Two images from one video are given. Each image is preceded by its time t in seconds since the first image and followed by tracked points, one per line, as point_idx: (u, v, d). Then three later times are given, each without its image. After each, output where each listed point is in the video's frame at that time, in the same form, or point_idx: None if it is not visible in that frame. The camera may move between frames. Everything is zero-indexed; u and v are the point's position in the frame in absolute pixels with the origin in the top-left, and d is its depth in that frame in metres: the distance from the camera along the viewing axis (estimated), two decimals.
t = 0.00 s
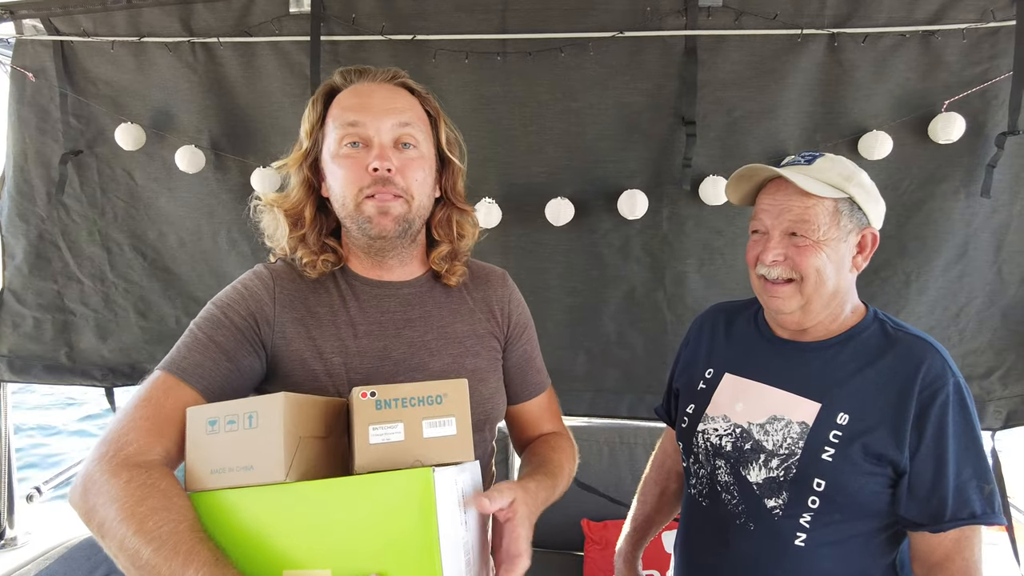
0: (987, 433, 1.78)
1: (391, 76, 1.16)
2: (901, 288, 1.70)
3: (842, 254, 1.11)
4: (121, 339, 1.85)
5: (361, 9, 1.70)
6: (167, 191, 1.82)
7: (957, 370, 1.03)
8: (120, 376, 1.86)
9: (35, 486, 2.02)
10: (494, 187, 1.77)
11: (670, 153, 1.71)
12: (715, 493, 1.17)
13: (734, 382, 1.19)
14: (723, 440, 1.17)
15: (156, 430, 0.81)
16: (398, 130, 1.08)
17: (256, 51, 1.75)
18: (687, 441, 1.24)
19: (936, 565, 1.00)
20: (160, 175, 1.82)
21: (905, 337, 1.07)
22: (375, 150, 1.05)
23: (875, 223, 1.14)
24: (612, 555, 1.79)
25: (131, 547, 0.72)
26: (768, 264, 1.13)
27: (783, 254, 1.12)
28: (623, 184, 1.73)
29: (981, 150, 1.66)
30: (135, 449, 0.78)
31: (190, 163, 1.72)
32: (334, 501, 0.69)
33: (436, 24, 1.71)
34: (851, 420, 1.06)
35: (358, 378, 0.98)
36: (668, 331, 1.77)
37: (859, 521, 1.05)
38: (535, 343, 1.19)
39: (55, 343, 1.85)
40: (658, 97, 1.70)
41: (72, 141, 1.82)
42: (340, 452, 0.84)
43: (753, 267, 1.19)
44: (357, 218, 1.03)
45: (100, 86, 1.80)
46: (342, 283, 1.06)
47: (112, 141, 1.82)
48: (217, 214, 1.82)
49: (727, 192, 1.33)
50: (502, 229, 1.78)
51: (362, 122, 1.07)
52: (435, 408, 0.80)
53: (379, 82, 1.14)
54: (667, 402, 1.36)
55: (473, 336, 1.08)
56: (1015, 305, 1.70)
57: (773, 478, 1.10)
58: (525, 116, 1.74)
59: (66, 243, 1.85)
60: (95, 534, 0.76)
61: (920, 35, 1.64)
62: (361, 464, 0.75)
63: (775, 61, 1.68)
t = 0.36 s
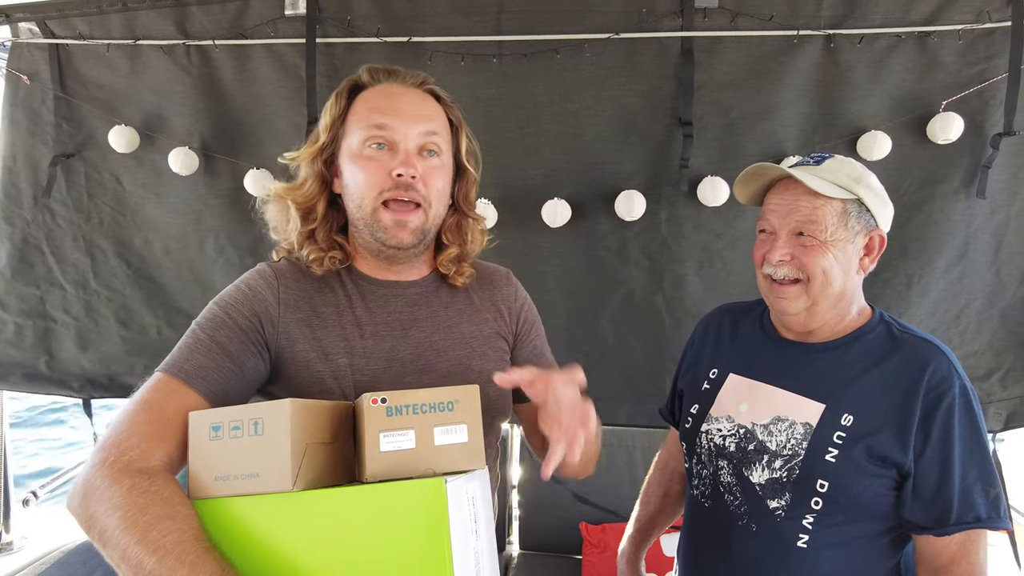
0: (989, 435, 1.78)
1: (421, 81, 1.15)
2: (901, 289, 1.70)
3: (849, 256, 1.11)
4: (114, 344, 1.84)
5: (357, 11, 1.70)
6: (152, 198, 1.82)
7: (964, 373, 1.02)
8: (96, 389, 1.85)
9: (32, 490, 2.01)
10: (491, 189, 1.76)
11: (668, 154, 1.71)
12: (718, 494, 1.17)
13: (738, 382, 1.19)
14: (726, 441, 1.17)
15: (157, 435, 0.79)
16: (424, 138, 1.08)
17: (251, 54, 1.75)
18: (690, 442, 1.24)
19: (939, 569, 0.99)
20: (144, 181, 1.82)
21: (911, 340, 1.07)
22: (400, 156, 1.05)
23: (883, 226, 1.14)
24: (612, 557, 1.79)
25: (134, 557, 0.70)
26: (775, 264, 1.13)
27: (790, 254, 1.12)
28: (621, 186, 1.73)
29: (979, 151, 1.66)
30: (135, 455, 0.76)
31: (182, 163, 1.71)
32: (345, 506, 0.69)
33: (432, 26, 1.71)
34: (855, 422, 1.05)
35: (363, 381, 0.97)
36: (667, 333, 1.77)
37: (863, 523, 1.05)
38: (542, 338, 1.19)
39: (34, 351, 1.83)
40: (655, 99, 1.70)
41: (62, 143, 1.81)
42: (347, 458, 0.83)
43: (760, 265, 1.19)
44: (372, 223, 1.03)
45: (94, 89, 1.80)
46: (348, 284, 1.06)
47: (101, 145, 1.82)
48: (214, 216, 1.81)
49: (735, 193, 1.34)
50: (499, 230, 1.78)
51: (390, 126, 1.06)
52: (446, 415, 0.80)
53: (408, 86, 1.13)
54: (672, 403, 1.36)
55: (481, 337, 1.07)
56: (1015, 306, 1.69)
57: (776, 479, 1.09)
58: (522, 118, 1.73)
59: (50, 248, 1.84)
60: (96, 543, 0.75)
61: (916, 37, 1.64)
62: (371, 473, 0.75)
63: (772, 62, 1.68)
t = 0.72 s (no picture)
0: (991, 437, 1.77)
1: (397, 78, 1.16)
2: (903, 290, 1.69)
3: (849, 257, 1.11)
4: (108, 348, 1.83)
5: (355, 13, 1.70)
6: (139, 202, 1.82)
7: (965, 374, 1.02)
8: (70, 401, 1.83)
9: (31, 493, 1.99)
10: (490, 190, 1.76)
11: (668, 155, 1.71)
12: (716, 493, 1.16)
13: (739, 381, 1.19)
14: (726, 440, 1.16)
15: (159, 433, 0.79)
16: (406, 128, 1.08)
17: (249, 56, 1.74)
18: (690, 441, 1.24)
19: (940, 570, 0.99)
20: (133, 185, 1.81)
21: (912, 340, 1.06)
22: (385, 148, 1.06)
23: (884, 227, 1.14)
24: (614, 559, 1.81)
25: (130, 552, 0.70)
26: (775, 265, 1.13)
27: (790, 255, 1.12)
28: (622, 187, 1.72)
29: (979, 151, 1.65)
30: (136, 452, 0.76)
31: (177, 163, 1.72)
32: (344, 505, 0.68)
33: (430, 28, 1.70)
34: (855, 422, 1.05)
35: (365, 381, 0.97)
36: (667, 334, 1.76)
37: (863, 524, 1.04)
38: (543, 354, 1.19)
39: (11, 358, 1.82)
40: (654, 100, 1.70)
41: (54, 145, 1.81)
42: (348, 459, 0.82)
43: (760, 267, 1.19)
44: (368, 216, 1.03)
45: (91, 91, 1.80)
46: (355, 286, 1.05)
47: (91, 148, 1.81)
48: (211, 219, 1.81)
49: (735, 195, 1.34)
50: (497, 232, 1.77)
51: (372, 123, 1.07)
52: (450, 417, 0.79)
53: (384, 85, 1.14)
54: (672, 402, 1.35)
55: (484, 343, 1.07)
56: (1016, 306, 1.69)
57: (775, 478, 1.09)
58: (521, 119, 1.73)
59: (32, 250, 1.83)
60: (93, 538, 0.75)
61: (916, 37, 1.64)
62: (374, 471, 0.74)
63: (772, 63, 1.67)
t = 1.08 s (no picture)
0: (996, 437, 1.76)
1: (395, 78, 1.15)
2: (907, 289, 1.69)
3: (848, 253, 1.09)
4: (107, 348, 1.82)
5: (356, 11, 1.69)
6: (134, 202, 1.81)
7: (963, 371, 1.01)
8: (55, 406, 1.82)
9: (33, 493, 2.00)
10: (491, 189, 1.75)
11: (670, 153, 1.70)
12: (717, 493, 1.15)
13: (737, 381, 1.18)
14: (726, 440, 1.15)
15: (155, 432, 0.78)
16: (404, 130, 1.07)
17: (249, 55, 1.74)
18: (689, 441, 1.23)
19: (941, 568, 0.98)
20: (127, 185, 1.81)
21: (912, 338, 1.05)
22: (382, 150, 1.05)
23: (882, 225, 1.13)
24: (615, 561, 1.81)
25: (125, 551, 0.70)
26: (774, 259, 1.12)
27: (790, 249, 1.11)
28: (624, 185, 1.72)
29: (984, 150, 1.64)
30: (132, 450, 0.75)
31: (175, 159, 1.71)
32: (335, 506, 0.67)
33: (431, 26, 1.70)
34: (855, 421, 1.04)
35: (360, 379, 0.96)
36: (669, 334, 1.76)
37: (863, 523, 1.03)
38: (540, 354, 1.19)
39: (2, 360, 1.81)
40: (656, 99, 1.69)
41: (50, 144, 1.80)
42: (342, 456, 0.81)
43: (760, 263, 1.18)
44: (365, 218, 1.02)
45: (89, 90, 1.79)
46: (349, 285, 1.04)
47: (88, 147, 1.81)
48: (210, 219, 1.80)
49: (738, 188, 1.34)
50: (498, 232, 1.77)
51: (369, 124, 1.06)
52: (444, 414, 0.79)
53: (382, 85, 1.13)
54: (671, 402, 1.34)
55: (482, 341, 1.06)
56: (1021, 305, 1.68)
57: (775, 478, 1.08)
58: (522, 118, 1.72)
59: (26, 251, 1.83)
60: (88, 538, 0.74)
61: (920, 35, 1.63)
62: (368, 469, 0.73)
63: (775, 61, 1.66)
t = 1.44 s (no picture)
0: (1000, 436, 1.76)
1: (393, 76, 1.15)
2: (912, 288, 1.68)
3: (845, 252, 1.09)
4: (110, 346, 1.82)
5: (358, 8, 1.69)
6: (137, 200, 1.81)
7: (963, 369, 1.01)
8: (63, 402, 1.83)
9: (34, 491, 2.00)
10: (494, 187, 1.75)
11: (674, 151, 1.70)
12: (720, 493, 1.15)
13: (738, 381, 1.17)
14: (727, 440, 1.15)
15: (155, 437, 0.78)
16: (405, 131, 1.07)
17: (251, 52, 1.73)
18: (691, 441, 1.22)
19: (942, 565, 0.98)
20: (132, 181, 1.80)
21: (911, 336, 1.05)
22: (384, 151, 1.04)
23: (880, 224, 1.13)
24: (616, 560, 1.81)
25: (132, 557, 0.69)
26: (772, 258, 1.11)
27: (790, 249, 1.10)
28: (628, 183, 1.71)
29: (989, 148, 1.64)
30: (132, 457, 0.75)
31: (178, 158, 1.71)
32: (338, 502, 0.67)
33: (433, 23, 1.69)
34: (856, 420, 1.04)
35: (358, 377, 0.96)
36: (672, 332, 1.75)
37: (864, 521, 1.03)
38: (533, 348, 1.19)
39: (6, 357, 1.81)
40: (659, 96, 1.69)
41: (53, 142, 1.80)
42: (342, 454, 0.81)
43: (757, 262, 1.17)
44: (365, 218, 1.01)
45: (91, 88, 1.79)
46: (343, 284, 1.04)
47: (91, 145, 1.80)
48: (213, 216, 1.80)
49: (733, 186, 1.33)
50: (500, 230, 1.76)
51: (370, 124, 1.05)
52: (448, 409, 0.78)
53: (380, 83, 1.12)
54: (671, 401, 1.34)
55: (476, 336, 1.06)
56: None
57: (777, 478, 1.08)
58: (525, 116, 1.72)
59: (30, 249, 1.82)
60: (93, 546, 0.73)
61: (924, 32, 1.63)
62: (376, 465, 0.72)
63: (778, 59, 1.66)
